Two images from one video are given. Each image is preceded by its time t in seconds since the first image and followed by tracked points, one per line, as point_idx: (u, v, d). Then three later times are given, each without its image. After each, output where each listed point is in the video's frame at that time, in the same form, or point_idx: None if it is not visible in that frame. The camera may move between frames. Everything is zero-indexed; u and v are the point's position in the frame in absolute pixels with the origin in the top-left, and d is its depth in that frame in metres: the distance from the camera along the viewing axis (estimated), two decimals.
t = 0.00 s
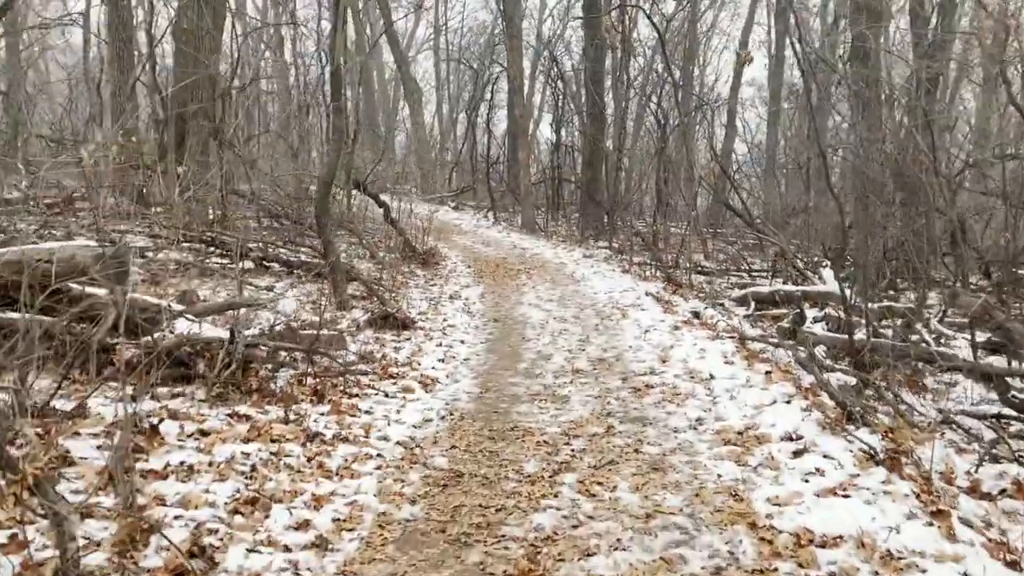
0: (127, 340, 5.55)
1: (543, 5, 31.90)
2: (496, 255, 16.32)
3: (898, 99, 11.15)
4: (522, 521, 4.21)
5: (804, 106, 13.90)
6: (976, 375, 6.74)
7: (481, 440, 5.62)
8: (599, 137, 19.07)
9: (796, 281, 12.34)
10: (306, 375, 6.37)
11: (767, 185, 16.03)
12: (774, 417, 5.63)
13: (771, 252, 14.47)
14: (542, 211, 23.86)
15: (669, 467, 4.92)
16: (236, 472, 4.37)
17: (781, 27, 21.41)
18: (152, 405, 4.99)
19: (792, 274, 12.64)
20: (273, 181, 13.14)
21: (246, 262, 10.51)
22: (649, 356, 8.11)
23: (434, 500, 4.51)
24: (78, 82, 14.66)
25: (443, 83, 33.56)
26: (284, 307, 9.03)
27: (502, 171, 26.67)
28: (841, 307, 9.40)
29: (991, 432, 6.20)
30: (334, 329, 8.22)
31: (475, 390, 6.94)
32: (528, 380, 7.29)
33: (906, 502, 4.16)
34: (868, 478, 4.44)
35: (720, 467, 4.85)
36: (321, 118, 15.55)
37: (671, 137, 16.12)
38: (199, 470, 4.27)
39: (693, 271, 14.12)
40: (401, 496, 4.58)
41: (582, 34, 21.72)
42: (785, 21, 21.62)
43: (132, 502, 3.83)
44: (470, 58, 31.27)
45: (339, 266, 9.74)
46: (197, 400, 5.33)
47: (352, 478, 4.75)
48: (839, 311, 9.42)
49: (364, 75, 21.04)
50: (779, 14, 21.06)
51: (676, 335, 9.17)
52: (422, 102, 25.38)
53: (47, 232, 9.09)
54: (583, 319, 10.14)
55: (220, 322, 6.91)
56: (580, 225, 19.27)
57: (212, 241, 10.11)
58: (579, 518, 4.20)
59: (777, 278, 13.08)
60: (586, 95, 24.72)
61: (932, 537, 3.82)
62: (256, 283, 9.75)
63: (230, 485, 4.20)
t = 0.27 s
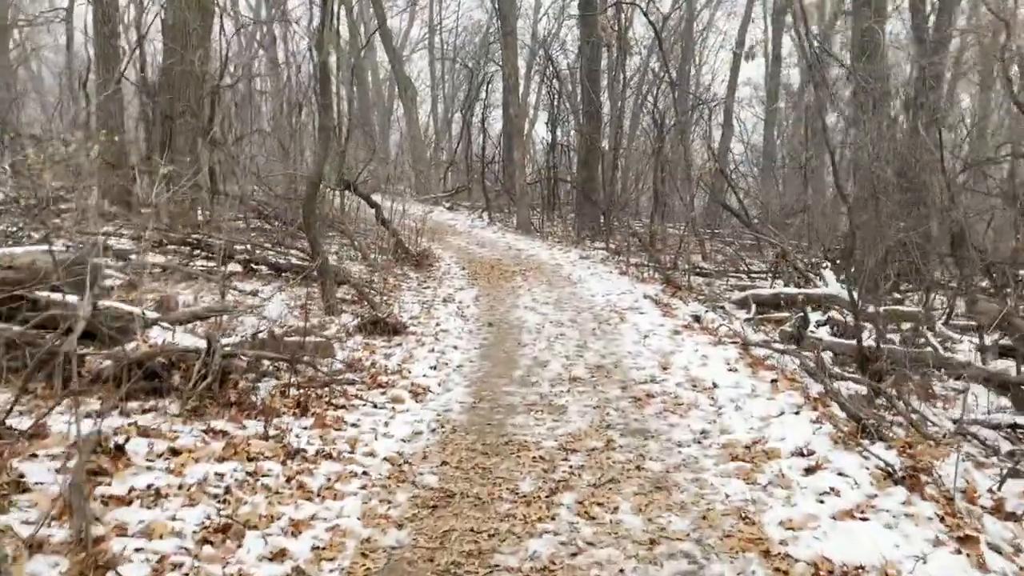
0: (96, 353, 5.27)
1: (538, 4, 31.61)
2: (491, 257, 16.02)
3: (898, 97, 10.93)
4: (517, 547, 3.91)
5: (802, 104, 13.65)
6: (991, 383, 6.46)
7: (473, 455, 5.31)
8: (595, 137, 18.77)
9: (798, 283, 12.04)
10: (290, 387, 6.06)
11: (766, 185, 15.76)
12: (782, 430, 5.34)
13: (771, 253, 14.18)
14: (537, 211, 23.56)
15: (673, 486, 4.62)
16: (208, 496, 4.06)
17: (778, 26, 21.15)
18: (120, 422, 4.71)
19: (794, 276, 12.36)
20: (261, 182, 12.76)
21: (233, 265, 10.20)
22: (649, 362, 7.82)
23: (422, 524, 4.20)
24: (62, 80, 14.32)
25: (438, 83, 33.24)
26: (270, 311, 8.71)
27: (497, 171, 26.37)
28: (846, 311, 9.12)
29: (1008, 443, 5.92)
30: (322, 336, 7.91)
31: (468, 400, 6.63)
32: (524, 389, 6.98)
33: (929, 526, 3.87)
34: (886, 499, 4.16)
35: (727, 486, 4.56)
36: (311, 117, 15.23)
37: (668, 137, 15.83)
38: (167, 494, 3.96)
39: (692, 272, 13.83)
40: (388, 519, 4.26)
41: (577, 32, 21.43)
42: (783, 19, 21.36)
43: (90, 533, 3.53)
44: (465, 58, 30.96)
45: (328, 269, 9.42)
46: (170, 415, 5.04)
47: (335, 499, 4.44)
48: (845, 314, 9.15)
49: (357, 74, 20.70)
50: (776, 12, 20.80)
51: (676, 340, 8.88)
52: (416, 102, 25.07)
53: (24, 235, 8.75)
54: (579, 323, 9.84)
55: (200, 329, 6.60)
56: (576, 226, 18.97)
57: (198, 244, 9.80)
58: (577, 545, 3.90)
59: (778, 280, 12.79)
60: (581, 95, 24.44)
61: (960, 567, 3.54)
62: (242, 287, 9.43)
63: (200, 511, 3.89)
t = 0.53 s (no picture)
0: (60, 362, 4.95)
1: (528, 8, 31.41)
2: (482, 261, 15.72)
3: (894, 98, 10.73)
4: (512, 574, 3.61)
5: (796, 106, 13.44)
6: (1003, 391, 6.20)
7: (464, 470, 4.99)
8: (587, 140, 18.53)
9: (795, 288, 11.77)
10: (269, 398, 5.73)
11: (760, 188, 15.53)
12: (790, 442, 5.06)
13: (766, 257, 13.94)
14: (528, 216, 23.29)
15: (678, 503, 4.33)
16: (175, 519, 3.73)
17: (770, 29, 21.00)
18: (82, 437, 4.39)
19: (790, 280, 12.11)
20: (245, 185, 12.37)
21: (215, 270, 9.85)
22: (646, 369, 7.54)
23: (409, 548, 3.90)
24: (40, 81, 13.93)
25: (427, 88, 32.96)
26: (252, 318, 8.36)
27: (488, 175, 26.10)
28: (847, 316, 8.87)
29: None
30: (306, 343, 7.58)
31: (458, 410, 6.32)
32: (517, 398, 6.68)
33: (956, 548, 3.61)
34: (908, 517, 3.90)
35: (735, 502, 4.27)
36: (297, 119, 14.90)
37: (660, 140, 15.60)
38: (129, 518, 3.63)
39: (687, 277, 13.57)
40: (371, 542, 3.95)
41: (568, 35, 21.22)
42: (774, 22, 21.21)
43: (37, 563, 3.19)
44: (455, 62, 30.70)
45: (312, 273, 9.08)
46: (138, 429, 4.72)
47: (315, 520, 4.12)
48: (846, 319, 8.90)
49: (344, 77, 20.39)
50: (768, 16, 20.66)
51: (674, 346, 8.60)
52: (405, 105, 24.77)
53: None
54: (573, 329, 9.55)
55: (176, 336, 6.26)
56: (568, 230, 18.70)
57: (179, 248, 9.44)
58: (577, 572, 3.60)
59: (774, 284, 12.54)
60: (572, 99, 24.22)
61: None
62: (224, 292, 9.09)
63: (165, 537, 3.56)
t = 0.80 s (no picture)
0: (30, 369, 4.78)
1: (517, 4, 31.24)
2: (471, 259, 15.55)
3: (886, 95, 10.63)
4: None
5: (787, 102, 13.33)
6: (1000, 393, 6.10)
7: (451, 478, 4.83)
8: (577, 136, 18.40)
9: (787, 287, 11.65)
10: (251, 403, 5.55)
11: (751, 185, 15.44)
12: (785, 448, 4.97)
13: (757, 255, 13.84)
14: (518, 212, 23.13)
15: (672, 514, 4.21)
16: (146, 536, 3.56)
17: (760, 27, 20.94)
18: (51, 447, 4.24)
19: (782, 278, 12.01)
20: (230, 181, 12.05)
21: (198, 268, 9.64)
22: (638, 371, 7.41)
23: (394, 562, 3.75)
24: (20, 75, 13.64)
25: (417, 84, 32.74)
26: (235, 318, 8.16)
27: (478, 171, 25.93)
28: (840, 315, 8.77)
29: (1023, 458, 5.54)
30: (290, 344, 7.39)
31: (446, 414, 6.15)
32: (506, 401, 6.52)
33: (960, 563, 3.55)
34: (909, 530, 3.86)
35: (731, 512, 4.19)
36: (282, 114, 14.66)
37: (651, 137, 15.46)
38: (97, 534, 3.48)
39: (678, 275, 13.45)
40: (354, 557, 3.78)
41: (558, 31, 21.05)
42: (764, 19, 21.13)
43: None
44: (444, 57, 30.48)
45: (297, 272, 8.89)
46: (110, 437, 4.55)
47: (296, 533, 3.95)
48: (839, 319, 8.79)
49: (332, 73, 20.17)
50: (758, 12, 20.57)
51: (666, 347, 8.48)
52: (394, 101, 24.54)
53: None
54: (563, 329, 9.41)
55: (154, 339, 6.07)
56: (558, 227, 18.56)
57: (161, 247, 9.23)
58: None
59: (766, 283, 12.44)
60: (562, 95, 24.05)
61: None
62: (206, 291, 8.89)
63: (136, 556, 3.38)
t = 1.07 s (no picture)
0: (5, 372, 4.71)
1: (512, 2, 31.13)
2: (463, 258, 15.45)
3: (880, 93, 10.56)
4: None
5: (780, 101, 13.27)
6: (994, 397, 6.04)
7: (438, 484, 4.74)
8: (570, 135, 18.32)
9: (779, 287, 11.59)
10: (234, 407, 5.46)
11: (744, 184, 15.38)
12: (775, 454, 4.92)
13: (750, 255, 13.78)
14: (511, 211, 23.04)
15: (660, 523, 4.21)
16: (118, 547, 3.49)
17: (754, 26, 20.91)
18: (24, 453, 4.19)
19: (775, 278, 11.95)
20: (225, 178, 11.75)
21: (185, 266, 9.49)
22: (629, 373, 7.33)
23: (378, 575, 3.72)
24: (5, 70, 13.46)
25: (411, 81, 32.59)
26: (220, 318, 8.04)
27: (471, 169, 25.81)
28: (832, 316, 8.70)
29: (1016, 463, 5.49)
30: (276, 344, 7.29)
31: (434, 417, 6.05)
32: (495, 403, 6.43)
33: None
34: (904, 539, 3.88)
35: (723, 521, 4.19)
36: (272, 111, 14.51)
37: (644, 136, 15.40)
38: (68, 544, 3.42)
39: (670, 275, 13.39)
40: (334, 568, 3.74)
41: (552, 29, 20.97)
42: (758, 18, 21.10)
43: None
44: (438, 55, 30.34)
45: (285, 272, 8.75)
46: (86, 443, 4.49)
47: (275, 542, 3.87)
48: (832, 320, 8.72)
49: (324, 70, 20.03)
50: (752, 11, 20.55)
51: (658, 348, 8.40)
52: (387, 98, 24.42)
53: None
54: (554, 330, 9.33)
55: (136, 341, 5.95)
56: (550, 226, 18.49)
57: (146, 245, 9.08)
58: None
59: (759, 283, 12.38)
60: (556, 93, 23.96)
61: None
62: (193, 291, 8.77)
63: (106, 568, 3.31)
